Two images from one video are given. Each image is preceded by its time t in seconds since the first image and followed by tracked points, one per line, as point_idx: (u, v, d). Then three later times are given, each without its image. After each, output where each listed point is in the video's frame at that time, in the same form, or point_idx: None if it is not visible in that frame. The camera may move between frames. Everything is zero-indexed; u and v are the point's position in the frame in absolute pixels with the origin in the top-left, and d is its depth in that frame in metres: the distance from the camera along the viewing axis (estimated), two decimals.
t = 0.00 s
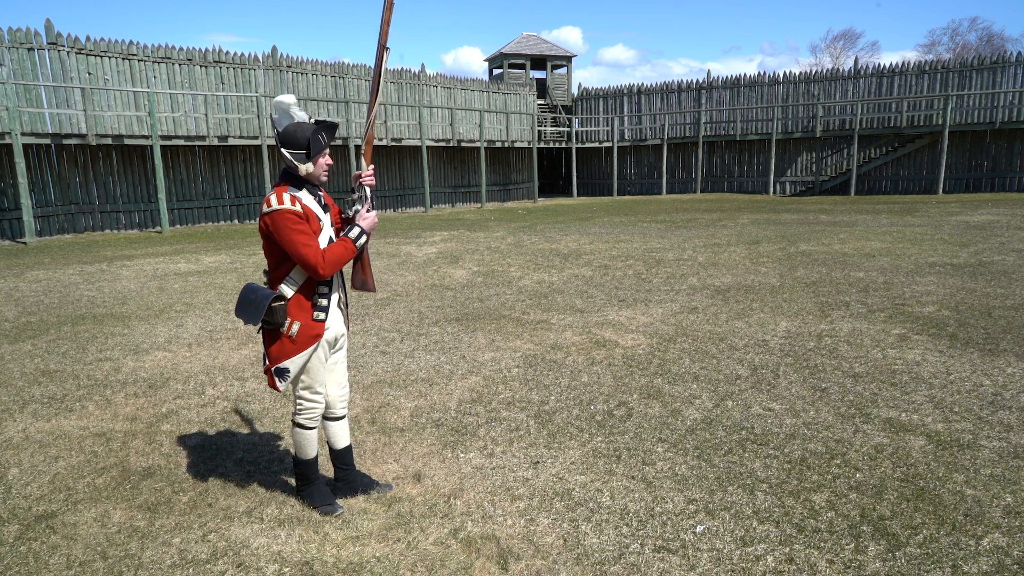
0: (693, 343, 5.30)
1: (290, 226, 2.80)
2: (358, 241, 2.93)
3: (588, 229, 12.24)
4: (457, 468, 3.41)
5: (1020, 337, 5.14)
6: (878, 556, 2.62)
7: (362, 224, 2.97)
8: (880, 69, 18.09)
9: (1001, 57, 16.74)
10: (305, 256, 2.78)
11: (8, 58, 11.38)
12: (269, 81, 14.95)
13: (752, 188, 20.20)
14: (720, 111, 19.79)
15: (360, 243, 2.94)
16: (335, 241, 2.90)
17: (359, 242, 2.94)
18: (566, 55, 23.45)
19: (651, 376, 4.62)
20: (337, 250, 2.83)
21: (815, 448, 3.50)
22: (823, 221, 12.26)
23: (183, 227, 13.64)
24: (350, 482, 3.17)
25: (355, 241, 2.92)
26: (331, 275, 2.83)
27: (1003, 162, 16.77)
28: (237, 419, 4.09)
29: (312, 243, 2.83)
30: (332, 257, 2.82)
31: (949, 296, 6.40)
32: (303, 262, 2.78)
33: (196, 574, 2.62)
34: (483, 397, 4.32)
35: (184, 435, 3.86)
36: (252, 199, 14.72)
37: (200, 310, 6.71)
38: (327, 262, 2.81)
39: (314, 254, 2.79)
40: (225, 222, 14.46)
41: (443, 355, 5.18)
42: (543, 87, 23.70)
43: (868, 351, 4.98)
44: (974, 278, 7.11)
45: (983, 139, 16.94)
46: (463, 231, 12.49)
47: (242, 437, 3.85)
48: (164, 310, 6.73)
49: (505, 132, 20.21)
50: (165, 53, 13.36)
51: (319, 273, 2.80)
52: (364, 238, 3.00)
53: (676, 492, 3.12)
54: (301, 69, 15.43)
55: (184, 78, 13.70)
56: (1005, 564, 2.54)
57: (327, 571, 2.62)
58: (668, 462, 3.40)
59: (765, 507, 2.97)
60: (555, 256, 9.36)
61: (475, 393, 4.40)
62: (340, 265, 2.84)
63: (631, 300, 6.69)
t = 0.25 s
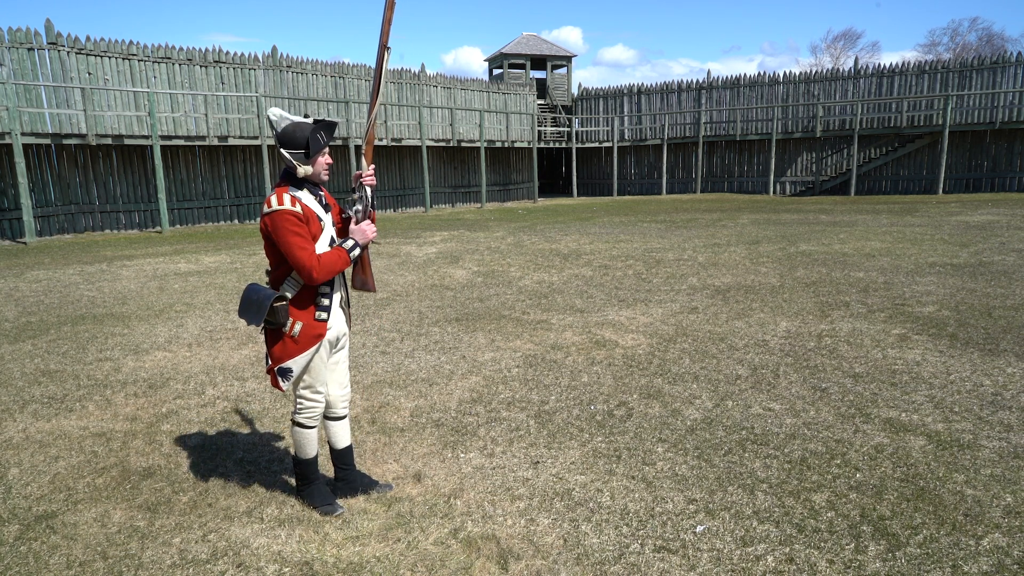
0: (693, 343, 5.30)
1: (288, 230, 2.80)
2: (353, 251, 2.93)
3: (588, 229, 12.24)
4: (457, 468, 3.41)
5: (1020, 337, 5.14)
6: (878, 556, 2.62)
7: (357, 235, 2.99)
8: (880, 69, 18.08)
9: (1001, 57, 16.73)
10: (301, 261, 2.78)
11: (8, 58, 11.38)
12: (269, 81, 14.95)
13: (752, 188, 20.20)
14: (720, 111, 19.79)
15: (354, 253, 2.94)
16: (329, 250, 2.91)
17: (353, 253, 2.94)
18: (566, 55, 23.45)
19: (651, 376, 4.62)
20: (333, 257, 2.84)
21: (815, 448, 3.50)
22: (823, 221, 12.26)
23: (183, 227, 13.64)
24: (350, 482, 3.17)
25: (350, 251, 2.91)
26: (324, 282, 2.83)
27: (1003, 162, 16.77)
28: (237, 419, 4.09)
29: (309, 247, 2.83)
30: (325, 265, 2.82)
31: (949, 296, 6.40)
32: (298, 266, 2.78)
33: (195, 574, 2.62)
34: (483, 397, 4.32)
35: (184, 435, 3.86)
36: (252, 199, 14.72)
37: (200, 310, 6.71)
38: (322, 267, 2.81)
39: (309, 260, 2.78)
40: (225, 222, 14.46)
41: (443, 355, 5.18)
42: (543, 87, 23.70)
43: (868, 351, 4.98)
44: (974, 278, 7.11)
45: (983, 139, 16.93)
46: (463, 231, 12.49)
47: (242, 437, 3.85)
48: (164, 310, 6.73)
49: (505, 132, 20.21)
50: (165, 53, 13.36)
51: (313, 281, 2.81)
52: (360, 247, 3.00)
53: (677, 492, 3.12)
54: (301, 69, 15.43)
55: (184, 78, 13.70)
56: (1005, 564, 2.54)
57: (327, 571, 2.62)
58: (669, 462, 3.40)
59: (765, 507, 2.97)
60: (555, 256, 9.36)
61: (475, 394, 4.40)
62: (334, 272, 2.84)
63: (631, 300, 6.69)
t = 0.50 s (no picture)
0: (694, 343, 5.30)
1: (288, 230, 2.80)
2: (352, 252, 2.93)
3: (588, 229, 12.24)
4: (457, 468, 3.41)
5: (1020, 337, 5.14)
6: (878, 556, 2.62)
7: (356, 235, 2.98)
8: (880, 69, 18.08)
9: (1002, 56, 16.73)
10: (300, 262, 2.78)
11: (8, 58, 11.38)
12: (269, 81, 14.95)
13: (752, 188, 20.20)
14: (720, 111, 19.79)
15: (353, 253, 2.93)
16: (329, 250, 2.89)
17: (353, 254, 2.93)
18: (566, 55, 23.45)
19: (651, 376, 4.62)
20: (332, 257, 2.83)
21: (815, 448, 3.50)
22: (823, 221, 12.25)
23: (183, 227, 13.64)
24: (350, 482, 3.17)
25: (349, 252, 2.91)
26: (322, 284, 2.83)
27: (1003, 162, 16.77)
28: (237, 419, 4.09)
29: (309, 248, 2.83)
30: (324, 266, 2.81)
31: (949, 296, 6.40)
32: (298, 268, 2.78)
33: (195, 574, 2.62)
34: (483, 397, 4.32)
35: (184, 435, 3.86)
36: (252, 199, 14.72)
37: (200, 310, 6.71)
38: (321, 268, 2.81)
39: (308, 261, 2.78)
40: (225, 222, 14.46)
41: (443, 355, 5.18)
42: (543, 87, 23.70)
43: (868, 351, 4.98)
44: (974, 278, 7.10)
45: (983, 139, 16.93)
46: (463, 231, 12.49)
47: (242, 437, 3.85)
48: (163, 310, 6.73)
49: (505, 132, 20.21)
50: (165, 53, 13.36)
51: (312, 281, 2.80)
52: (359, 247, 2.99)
53: (677, 492, 3.12)
54: (302, 69, 15.44)
55: (184, 78, 13.70)
56: (1005, 564, 2.54)
57: (327, 571, 2.62)
58: (669, 463, 3.40)
59: (765, 507, 2.97)
60: (555, 256, 9.35)
61: (475, 393, 4.40)
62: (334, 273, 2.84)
63: (631, 300, 6.69)
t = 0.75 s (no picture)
0: (693, 343, 5.30)
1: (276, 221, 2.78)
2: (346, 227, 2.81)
3: (588, 230, 12.25)
4: (457, 468, 3.41)
5: (1020, 337, 5.14)
6: (878, 556, 2.62)
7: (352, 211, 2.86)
8: (880, 69, 18.08)
9: (1002, 57, 16.74)
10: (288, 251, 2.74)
11: (8, 58, 11.38)
12: (269, 81, 14.97)
13: (752, 188, 20.22)
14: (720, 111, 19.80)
15: (348, 229, 2.82)
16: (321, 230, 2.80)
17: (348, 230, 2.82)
18: (566, 55, 23.46)
19: (651, 376, 4.62)
20: (321, 238, 2.74)
21: (815, 448, 3.50)
22: (823, 221, 12.27)
23: (184, 227, 13.65)
24: (351, 482, 3.17)
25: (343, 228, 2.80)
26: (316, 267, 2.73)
27: (1003, 162, 16.77)
28: (237, 419, 4.09)
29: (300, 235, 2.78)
30: (314, 246, 2.72)
31: (949, 296, 6.41)
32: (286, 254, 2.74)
33: (196, 574, 2.62)
34: (483, 397, 4.33)
35: (184, 435, 3.86)
36: (252, 199, 14.73)
37: (200, 310, 6.72)
38: (309, 249, 2.72)
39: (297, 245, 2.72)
40: (225, 222, 14.47)
41: (443, 355, 5.19)
42: (543, 87, 23.70)
43: (868, 351, 4.98)
44: (974, 278, 7.11)
45: (983, 139, 16.94)
46: (463, 231, 12.51)
47: (242, 437, 3.85)
48: (164, 310, 6.74)
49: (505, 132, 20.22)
50: (165, 53, 13.37)
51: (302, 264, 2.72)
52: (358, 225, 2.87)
53: (676, 492, 3.12)
54: (302, 69, 15.45)
55: (184, 78, 13.71)
56: (1004, 564, 2.54)
57: (327, 571, 2.62)
58: (668, 463, 3.41)
59: (765, 507, 2.98)
60: (555, 256, 9.37)
61: (475, 393, 4.40)
62: (326, 254, 2.74)
63: (631, 300, 6.70)
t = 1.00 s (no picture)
0: (693, 343, 5.30)
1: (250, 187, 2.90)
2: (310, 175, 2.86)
3: (588, 229, 12.24)
4: (457, 468, 3.41)
5: (1020, 337, 5.14)
6: (877, 556, 2.62)
7: (322, 166, 2.92)
8: (880, 69, 18.07)
9: (1002, 56, 16.73)
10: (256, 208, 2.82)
11: (8, 58, 11.38)
12: (269, 81, 14.96)
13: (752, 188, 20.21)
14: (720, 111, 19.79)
15: (312, 175, 2.87)
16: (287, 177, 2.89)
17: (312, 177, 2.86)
18: (566, 55, 23.46)
19: (651, 376, 4.62)
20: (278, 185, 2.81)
21: (815, 448, 3.50)
22: (823, 221, 12.26)
23: (184, 227, 13.64)
24: (351, 482, 3.17)
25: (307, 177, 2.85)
26: (276, 209, 2.79)
27: (1003, 162, 16.77)
28: (237, 419, 4.09)
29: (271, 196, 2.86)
30: (275, 189, 2.80)
31: (949, 296, 6.40)
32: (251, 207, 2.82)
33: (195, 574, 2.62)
34: (483, 397, 4.32)
35: (184, 435, 3.86)
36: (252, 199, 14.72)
37: (200, 310, 6.71)
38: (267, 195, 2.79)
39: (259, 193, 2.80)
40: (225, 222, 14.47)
41: (443, 355, 5.18)
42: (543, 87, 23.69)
43: (868, 351, 4.98)
44: (974, 278, 7.11)
45: (983, 139, 16.94)
46: (463, 231, 12.50)
47: (242, 437, 3.85)
48: (163, 310, 6.73)
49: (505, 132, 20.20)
50: (165, 53, 13.36)
51: (263, 207, 2.79)
52: (326, 176, 2.91)
53: (676, 492, 3.12)
54: (302, 69, 15.45)
55: (184, 78, 13.70)
56: (1005, 564, 2.54)
57: (327, 571, 2.62)
58: (668, 463, 3.40)
59: (765, 507, 2.97)
60: (555, 256, 9.36)
61: (475, 393, 4.40)
62: (286, 195, 2.79)
63: (631, 300, 6.69)
